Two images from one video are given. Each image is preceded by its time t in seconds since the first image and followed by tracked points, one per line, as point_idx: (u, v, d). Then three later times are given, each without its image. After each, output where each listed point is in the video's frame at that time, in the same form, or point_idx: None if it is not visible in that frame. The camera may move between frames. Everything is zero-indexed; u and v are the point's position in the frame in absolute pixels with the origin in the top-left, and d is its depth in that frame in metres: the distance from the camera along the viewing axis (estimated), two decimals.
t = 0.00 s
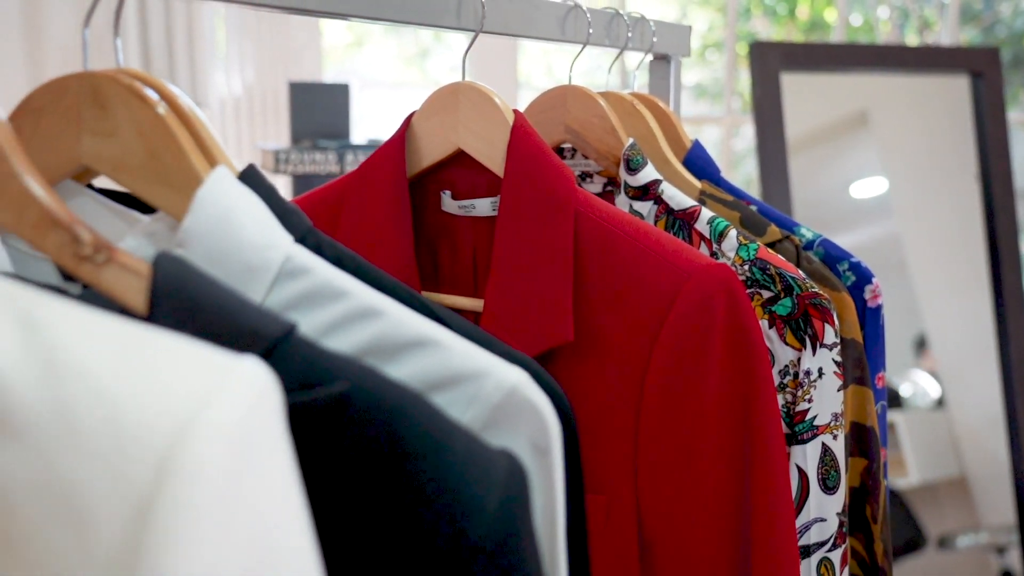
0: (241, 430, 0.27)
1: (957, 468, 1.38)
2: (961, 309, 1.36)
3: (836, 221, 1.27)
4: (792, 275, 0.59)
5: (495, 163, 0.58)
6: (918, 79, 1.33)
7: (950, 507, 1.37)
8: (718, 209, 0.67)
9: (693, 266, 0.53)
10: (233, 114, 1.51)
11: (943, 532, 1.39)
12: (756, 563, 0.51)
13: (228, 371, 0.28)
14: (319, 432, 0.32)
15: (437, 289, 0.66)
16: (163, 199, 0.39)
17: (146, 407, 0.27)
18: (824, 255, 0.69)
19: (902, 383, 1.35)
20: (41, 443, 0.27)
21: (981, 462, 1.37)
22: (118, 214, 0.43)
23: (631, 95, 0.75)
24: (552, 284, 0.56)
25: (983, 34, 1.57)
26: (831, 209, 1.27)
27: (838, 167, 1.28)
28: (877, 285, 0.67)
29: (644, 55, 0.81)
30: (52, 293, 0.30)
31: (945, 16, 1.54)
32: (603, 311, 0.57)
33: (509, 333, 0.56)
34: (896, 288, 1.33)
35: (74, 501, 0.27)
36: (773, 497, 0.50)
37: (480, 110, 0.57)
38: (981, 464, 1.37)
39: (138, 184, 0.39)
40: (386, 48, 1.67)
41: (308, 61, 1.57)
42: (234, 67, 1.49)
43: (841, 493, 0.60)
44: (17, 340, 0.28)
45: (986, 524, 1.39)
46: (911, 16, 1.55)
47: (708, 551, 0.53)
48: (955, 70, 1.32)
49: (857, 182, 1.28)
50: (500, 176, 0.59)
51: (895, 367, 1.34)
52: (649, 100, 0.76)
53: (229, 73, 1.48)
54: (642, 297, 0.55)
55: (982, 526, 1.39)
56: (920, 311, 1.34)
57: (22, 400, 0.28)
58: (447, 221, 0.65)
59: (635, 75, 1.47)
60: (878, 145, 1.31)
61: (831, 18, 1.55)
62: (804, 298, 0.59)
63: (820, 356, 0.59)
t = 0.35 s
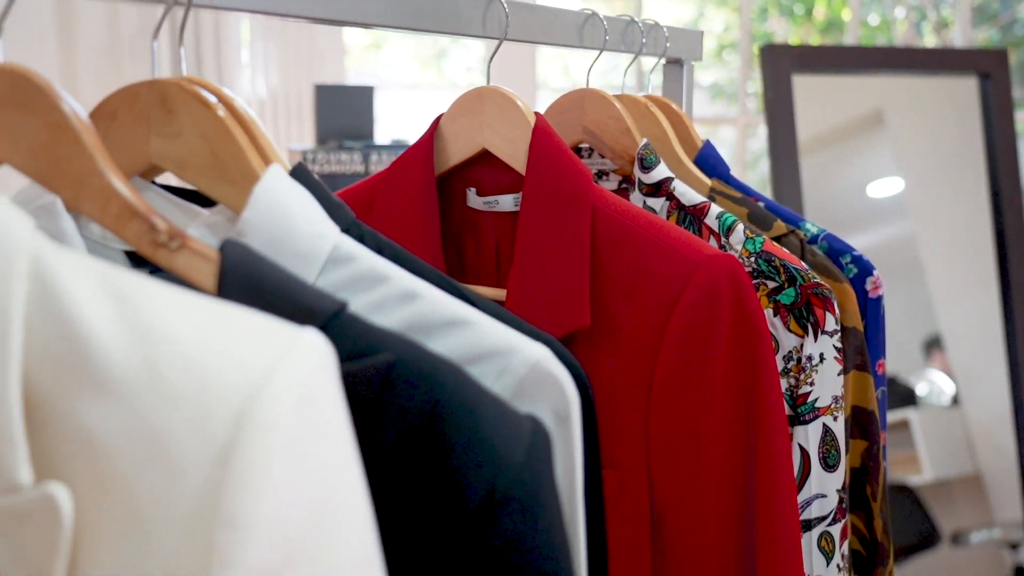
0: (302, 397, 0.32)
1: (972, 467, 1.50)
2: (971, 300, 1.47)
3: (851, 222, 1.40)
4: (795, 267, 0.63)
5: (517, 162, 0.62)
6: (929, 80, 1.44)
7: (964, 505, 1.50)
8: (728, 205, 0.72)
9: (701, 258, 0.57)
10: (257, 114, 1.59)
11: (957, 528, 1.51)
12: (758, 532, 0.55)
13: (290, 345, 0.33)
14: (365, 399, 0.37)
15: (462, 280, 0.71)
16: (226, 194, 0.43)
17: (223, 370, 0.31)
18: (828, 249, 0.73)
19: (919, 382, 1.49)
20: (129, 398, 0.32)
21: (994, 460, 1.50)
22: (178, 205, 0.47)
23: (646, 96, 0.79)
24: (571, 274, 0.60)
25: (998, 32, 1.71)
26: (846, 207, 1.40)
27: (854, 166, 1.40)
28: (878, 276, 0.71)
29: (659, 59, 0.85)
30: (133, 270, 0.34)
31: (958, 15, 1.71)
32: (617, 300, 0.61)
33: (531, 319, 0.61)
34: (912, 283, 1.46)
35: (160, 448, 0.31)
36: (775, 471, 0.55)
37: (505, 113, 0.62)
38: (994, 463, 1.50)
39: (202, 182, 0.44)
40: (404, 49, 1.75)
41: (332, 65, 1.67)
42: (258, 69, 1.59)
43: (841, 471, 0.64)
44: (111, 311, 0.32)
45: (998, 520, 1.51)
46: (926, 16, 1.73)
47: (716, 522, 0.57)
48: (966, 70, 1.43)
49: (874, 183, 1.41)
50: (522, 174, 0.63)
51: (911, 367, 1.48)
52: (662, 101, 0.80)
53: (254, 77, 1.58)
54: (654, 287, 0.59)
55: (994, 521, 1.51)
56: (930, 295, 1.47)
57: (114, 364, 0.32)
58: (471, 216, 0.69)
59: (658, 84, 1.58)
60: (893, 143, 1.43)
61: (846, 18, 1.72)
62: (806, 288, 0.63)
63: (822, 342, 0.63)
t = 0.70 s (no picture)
0: (341, 368, 0.36)
1: (985, 467, 1.58)
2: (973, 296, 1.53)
3: (863, 220, 1.45)
4: (796, 261, 0.66)
5: (534, 161, 0.66)
6: (938, 83, 1.51)
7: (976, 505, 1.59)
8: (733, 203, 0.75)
9: (706, 251, 0.61)
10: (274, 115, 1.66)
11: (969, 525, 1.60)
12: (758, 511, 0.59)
13: (334, 322, 0.37)
14: (400, 375, 0.41)
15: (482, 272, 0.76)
16: (270, 192, 0.48)
17: (277, 343, 0.36)
18: (828, 245, 0.76)
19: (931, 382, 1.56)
20: (193, 370, 0.36)
21: (1005, 459, 1.57)
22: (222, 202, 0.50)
23: (656, 100, 0.83)
24: (584, 266, 0.64)
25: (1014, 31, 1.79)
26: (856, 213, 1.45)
27: (867, 167, 1.47)
28: (876, 271, 0.75)
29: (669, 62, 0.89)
30: (194, 257, 0.39)
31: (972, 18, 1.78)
32: (628, 291, 0.65)
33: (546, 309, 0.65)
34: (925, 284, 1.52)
35: (220, 414, 0.36)
36: (774, 451, 0.59)
37: (522, 115, 0.65)
38: (1006, 463, 1.57)
39: (248, 180, 0.48)
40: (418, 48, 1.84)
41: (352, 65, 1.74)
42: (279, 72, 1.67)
43: (839, 454, 0.68)
44: (175, 292, 0.37)
45: (1011, 518, 1.59)
46: (940, 16, 1.79)
47: (718, 499, 0.61)
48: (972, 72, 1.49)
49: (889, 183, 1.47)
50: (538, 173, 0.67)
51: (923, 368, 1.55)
52: (672, 105, 0.84)
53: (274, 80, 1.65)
54: (662, 279, 0.63)
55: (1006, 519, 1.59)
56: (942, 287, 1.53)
57: (180, 338, 0.36)
58: (490, 212, 0.74)
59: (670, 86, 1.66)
60: (907, 143, 1.50)
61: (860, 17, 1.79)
62: (807, 281, 0.66)
63: (821, 332, 0.67)
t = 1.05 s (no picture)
0: (380, 349, 0.40)
1: (993, 464, 1.61)
2: (979, 288, 1.58)
3: (869, 221, 1.54)
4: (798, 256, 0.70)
5: (549, 161, 0.70)
6: (933, 86, 1.54)
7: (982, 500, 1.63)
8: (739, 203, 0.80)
9: (712, 247, 0.65)
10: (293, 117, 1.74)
11: (975, 521, 1.64)
12: (760, 491, 0.64)
13: (371, 309, 0.40)
14: (429, 358, 0.45)
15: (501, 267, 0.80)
16: (309, 191, 0.52)
17: (323, 326, 0.40)
18: (830, 242, 0.80)
19: (941, 381, 1.62)
20: (249, 349, 0.40)
21: (1013, 457, 1.60)
22: (263, 199, 0.54)
23: (666, 104, 0.87)
24: (597, 261, 0.68)
25: None
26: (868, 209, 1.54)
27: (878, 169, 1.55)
28: (875, 267, 0.78)
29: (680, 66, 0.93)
30: (244, 249, 0.43)
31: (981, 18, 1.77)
32: (637, 285, 0.69)
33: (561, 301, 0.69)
34: (932, 284, 1.58)
35: (272, 389, 0.40)
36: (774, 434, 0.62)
37: (539, 118, 0.69)
38: (1015, 461, 1.60)
39: (288, 179, 0.52)
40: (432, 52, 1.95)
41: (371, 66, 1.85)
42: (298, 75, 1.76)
43: (839, 439, 0.72)
44: (231, 279, 0.41)
45: (1019, 515, 1.61)
46: (952, 16, 1.79)
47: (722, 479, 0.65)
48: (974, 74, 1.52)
49: (902, 183, 1.55)
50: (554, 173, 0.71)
51: (932, 367, 1.62)
52: (681, 108, 0.88)
53: (293, 82, 1.74)
54: (669, 274, 0.67)
55: (1014, 517, 1.62)
56: (948, 285, 1.59)
57: (237, 321, 0.40)
58: (509, 210, 0.78)
59: (678, 88, 1.75)
60: (914, 144, 1.56)
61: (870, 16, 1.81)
62: (808, 275, 0.70)
63: (822, 324, 0.70)
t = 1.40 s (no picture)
0: (405, 331, 0.42)
1: (998, 461, 1.64)
2: (981, 286, 1.60)
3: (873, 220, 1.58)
4: (799, 249, 0.73)
5: (560, 158, 0.73)
6: (941, 83, 1.58)
7: (987, 496, 1.64)
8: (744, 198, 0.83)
9: (716, 241, 0.68)
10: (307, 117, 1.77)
11: (980, 518, 1.65)
12: (762, 473, 0.66)
13: (396, 293, 0.43)
14: (449, 340, 0.48)
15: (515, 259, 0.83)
16: (335, 185, 0.55)
17: (351, 308, 0.43)
18: (831, 236, 0.82)
19: (947, 379, 1.64)
20: (282, 330, 0.43)
21: (1017, 454, 1.62)
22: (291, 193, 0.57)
23: (673, 102, 0.90)
24: (606, 253, 0.71)
25: None
26: (874, 206, 1.58)
27: (888, 165, 1.59)
28: (875, 260, 0.80)
29: (687, 66, 0.96)
30: (278, 238, 0.46)
31: (986, 18, 1.79)
32: (645, 276, 0.72)
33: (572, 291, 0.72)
34: (936, 282, 1.62)
35: (303, 367, 0.43)
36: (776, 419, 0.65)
37: (550, 117, 0.72)
38: (1018, 457, 1.62)
39: (315, 174, 0.55)
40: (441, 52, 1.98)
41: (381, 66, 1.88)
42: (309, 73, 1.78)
43: (839, 425, 0.74)
44: (265, 265, 0.44)
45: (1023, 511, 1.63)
46: (960, 16, 1.82)
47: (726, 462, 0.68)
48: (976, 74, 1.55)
49: (909, 182, 1.59)
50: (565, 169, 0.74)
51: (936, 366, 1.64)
52: (687, 107, 0.91)
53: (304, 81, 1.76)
54: (675, 266, 0.70)
55: (1017, 513, 1.64)
56: (952, 283, 1.61)
57: (272, 303, 0.43)
58: (521, 205, 0.81)
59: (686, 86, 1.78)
60: (919, 143, 1.59)
61: (877, 15, 1.83)
62: (809, 268, 0.72)
63: (822, 314, 0.73)
